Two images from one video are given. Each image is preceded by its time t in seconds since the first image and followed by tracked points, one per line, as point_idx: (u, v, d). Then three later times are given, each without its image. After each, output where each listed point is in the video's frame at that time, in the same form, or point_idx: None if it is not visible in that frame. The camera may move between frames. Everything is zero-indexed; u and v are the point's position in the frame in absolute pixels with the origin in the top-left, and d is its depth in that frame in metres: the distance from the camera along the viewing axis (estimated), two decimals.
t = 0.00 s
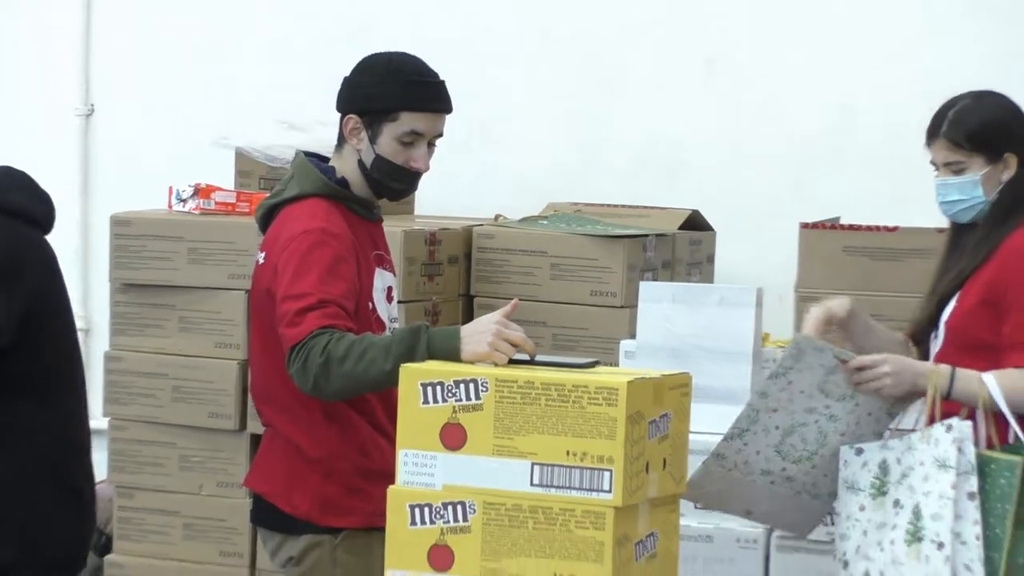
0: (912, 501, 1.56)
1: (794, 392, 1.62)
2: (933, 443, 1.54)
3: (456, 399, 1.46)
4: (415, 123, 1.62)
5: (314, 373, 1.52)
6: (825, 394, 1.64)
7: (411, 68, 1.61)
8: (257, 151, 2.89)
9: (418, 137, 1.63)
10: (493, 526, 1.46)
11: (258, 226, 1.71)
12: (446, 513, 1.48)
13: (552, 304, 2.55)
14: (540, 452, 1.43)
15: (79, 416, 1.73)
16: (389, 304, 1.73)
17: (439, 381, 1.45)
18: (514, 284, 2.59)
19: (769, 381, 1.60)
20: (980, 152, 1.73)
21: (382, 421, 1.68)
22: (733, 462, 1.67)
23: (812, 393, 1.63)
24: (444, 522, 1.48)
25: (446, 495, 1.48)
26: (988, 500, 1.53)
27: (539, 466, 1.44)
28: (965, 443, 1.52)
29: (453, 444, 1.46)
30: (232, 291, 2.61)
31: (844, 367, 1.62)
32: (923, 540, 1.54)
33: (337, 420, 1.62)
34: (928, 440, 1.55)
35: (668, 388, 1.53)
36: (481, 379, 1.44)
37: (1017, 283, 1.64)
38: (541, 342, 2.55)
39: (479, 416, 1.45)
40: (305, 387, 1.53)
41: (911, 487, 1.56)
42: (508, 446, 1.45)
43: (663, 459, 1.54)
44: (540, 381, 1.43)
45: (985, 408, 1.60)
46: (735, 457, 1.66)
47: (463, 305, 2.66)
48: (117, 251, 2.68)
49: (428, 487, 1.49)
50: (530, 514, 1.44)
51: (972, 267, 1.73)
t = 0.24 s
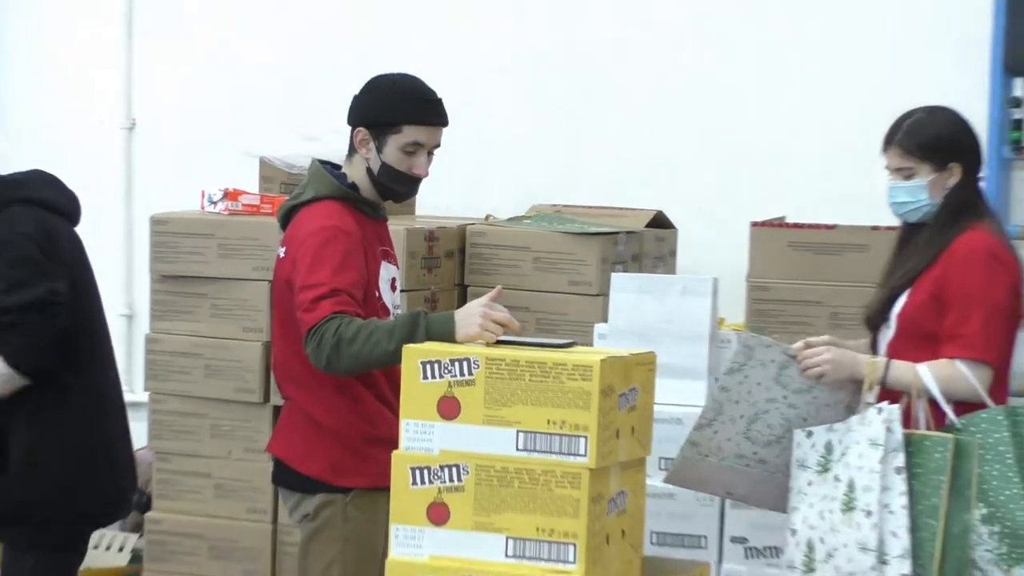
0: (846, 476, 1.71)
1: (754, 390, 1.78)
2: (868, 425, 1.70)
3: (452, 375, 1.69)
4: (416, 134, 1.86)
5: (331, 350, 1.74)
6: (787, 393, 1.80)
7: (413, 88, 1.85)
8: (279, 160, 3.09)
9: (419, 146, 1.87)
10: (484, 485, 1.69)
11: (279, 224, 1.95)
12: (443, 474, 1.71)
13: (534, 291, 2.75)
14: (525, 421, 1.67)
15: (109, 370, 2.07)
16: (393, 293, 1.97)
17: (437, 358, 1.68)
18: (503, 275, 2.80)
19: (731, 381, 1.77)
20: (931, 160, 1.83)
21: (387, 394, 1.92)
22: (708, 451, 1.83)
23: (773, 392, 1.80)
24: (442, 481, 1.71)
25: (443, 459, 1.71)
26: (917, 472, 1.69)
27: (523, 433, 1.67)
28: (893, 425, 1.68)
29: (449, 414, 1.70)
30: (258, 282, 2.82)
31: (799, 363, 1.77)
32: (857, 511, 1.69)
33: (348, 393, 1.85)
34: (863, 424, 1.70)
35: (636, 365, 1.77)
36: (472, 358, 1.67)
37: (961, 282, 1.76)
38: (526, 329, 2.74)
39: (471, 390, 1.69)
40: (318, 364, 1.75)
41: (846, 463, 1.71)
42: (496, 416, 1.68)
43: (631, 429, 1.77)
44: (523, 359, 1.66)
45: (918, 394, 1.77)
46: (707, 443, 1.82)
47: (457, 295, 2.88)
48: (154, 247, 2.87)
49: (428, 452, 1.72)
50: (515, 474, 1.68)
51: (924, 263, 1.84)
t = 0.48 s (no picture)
0: (783, 463, 1.85)
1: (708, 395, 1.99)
2: (804, 419, 1.85)
3: (445, 362, 1.96)
4: (414, 153, 2.14)
5: (343, 340, 2.02)
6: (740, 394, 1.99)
7: (412, 113, 2.13)
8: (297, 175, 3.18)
9: (417, 163, 2.15)
10: (472, 456, 1.96)
11: (295, 230, 2.23)
12: (438, 447, 1.98)
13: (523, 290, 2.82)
14: (508, 401, 1.93)
15: (146, 377, 2.10)
16: (394, 290, 2.26)
17: (433, 347, 1.95)
18: (495, 273, 2.85)
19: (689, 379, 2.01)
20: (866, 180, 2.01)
21: (389, 377, 2.20)
22: (673, 445, 2.01)
23: (727, 395, 1.99)
24: (436, 454, 1.98)
25: (438, 434, 1.98)
26: (849, 455, 1.84)
27: (507, 412, 1.94)
28: (825, 419, 1.83)
29: (443, 395, 1.96)
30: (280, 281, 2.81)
31: (746, 365, 1.98)
32: (789, 494, 1.83)
33: (356, 377, 2.13)
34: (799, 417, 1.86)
35: (604, 353, 2.04)
36: (463, 346, 1.95)
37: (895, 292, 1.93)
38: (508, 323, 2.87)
39: (463, 374, 1.95)
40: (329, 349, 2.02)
41: (786, 452, 1.86)
42: (484, 397, 1.94)
43: (601, 409, 2.05)
44: (508, 348, 1.93)
45: (857, 388, 1.94)
46: (672, 438, 2.01)
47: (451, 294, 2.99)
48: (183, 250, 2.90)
49: (424, 428, 1.99)
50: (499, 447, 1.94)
51: (859, 275, 2.00)
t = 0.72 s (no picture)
0: (722, 429, 1.91)
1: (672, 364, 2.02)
2: (740, 389, 1.91)
3: (436, 345, 2.13)
4: (410, 168, 2.40)
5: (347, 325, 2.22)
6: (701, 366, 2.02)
7: (404, 131, 2.38)
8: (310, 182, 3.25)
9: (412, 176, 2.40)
10: (461, 425, 2.15)
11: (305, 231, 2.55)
12: (431, 419, 2.16)
13: (504, 284, 2.78)
14: (491, 377, 2.12)
15: (165, 356, 2.12)
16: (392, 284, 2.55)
17: (425, 331, 2.13)
18: (477, 267, 2.81)
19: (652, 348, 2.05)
20: (797, 169, 2.00)
21: (388, 358, 2.48)
22: (636, 415, 2.05)
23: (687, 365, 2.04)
24: (429, 425, 2.16)
25: (430, 406, 2.16)
26: (772, 419, 1.90)
27: (490, 387, 2.12)
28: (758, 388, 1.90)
29: (434, 373, 2.14)
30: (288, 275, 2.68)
31: (700, 342, 2.00)
32: (723, 454, 1.90)
33: (358, 357, 2.41)
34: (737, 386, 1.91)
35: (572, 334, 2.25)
36: (450, 331, 2.12)
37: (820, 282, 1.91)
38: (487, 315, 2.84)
39: (451, 354, 2.14)
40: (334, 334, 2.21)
41: (725, 418, 1.91)
42: (471, 373, 2.12)
43: (570, 384, 2.23)
44: (492, 331, 2.11)
45: (782, 364, 1.94)
46: (639, 410, 2.05)
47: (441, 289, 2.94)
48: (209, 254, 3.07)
49: (417, 401, 2.18)
50: (477, 417, 2.12)
51: (791, 268, 2.00)
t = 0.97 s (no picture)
0: (674, 409, 2.24)
1: (640, 357, 2.39)
2: (689, 377, 2.23)
3: (442, 334, 2.33)
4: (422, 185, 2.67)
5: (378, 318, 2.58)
6: (663, 358, 2.40)
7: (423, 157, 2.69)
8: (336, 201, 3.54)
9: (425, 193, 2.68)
10: (462, 403, 2.33)
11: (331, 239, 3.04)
12: (436, 397, 2.35)
13: (502, 284, 3.26)
14: (489, 361, 2.32)
15: (204, 347, 2.49)
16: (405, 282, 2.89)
17: (430, 322, 2.35)
18: (479, 270, 3.29)
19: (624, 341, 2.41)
20: (749, 186, 2.27)
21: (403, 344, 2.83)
22: (626, 402, 2.41)
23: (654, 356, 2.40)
24: (436, 402, 2.34)
25: (436, 386, 2.36)
26: (711, 404, 2.21)
27: (487, 370, 2.31)
28: (701, 379, 2.20)
29: (439, 358, 2.36)
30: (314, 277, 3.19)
31: (660, 330, 2.36)
32: (672, 435, 2.23)
33: (378, 343, 2.76)
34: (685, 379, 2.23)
35: (557, 324, 2.44)
36: (452, 323, 2.34)
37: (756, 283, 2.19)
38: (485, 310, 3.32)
39: (454, 341, 2.34)
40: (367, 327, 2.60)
41: (675, 401, 2.25)
42: (471, 358, 2.33)
43: (553, 366, 2.42)
44: (488, 322, 2.32)
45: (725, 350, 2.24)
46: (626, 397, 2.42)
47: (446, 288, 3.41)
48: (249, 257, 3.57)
49: (425, 381, 2.38)
50: (467, 398, 2.33)
51: (735, 272, 2.27)
